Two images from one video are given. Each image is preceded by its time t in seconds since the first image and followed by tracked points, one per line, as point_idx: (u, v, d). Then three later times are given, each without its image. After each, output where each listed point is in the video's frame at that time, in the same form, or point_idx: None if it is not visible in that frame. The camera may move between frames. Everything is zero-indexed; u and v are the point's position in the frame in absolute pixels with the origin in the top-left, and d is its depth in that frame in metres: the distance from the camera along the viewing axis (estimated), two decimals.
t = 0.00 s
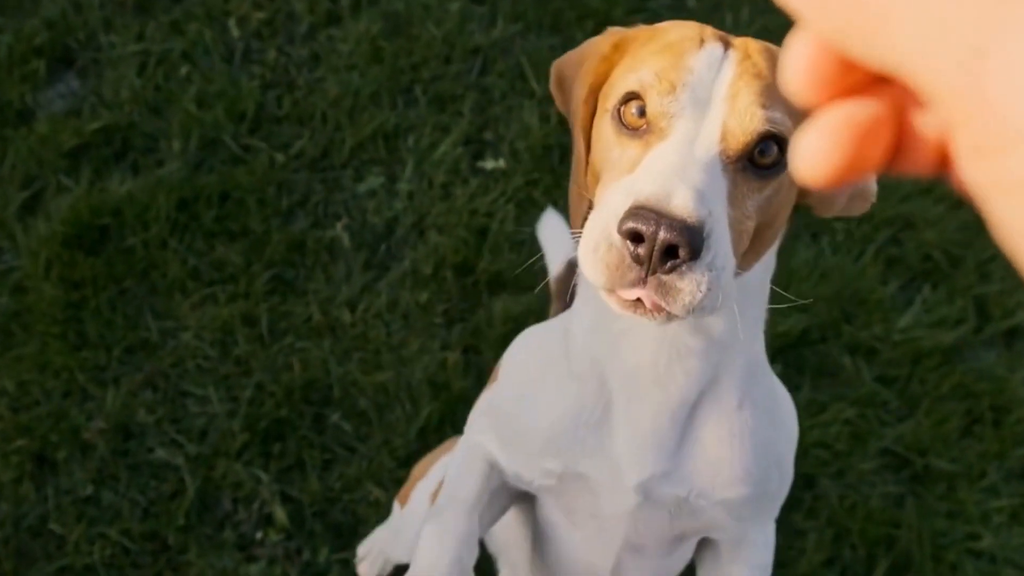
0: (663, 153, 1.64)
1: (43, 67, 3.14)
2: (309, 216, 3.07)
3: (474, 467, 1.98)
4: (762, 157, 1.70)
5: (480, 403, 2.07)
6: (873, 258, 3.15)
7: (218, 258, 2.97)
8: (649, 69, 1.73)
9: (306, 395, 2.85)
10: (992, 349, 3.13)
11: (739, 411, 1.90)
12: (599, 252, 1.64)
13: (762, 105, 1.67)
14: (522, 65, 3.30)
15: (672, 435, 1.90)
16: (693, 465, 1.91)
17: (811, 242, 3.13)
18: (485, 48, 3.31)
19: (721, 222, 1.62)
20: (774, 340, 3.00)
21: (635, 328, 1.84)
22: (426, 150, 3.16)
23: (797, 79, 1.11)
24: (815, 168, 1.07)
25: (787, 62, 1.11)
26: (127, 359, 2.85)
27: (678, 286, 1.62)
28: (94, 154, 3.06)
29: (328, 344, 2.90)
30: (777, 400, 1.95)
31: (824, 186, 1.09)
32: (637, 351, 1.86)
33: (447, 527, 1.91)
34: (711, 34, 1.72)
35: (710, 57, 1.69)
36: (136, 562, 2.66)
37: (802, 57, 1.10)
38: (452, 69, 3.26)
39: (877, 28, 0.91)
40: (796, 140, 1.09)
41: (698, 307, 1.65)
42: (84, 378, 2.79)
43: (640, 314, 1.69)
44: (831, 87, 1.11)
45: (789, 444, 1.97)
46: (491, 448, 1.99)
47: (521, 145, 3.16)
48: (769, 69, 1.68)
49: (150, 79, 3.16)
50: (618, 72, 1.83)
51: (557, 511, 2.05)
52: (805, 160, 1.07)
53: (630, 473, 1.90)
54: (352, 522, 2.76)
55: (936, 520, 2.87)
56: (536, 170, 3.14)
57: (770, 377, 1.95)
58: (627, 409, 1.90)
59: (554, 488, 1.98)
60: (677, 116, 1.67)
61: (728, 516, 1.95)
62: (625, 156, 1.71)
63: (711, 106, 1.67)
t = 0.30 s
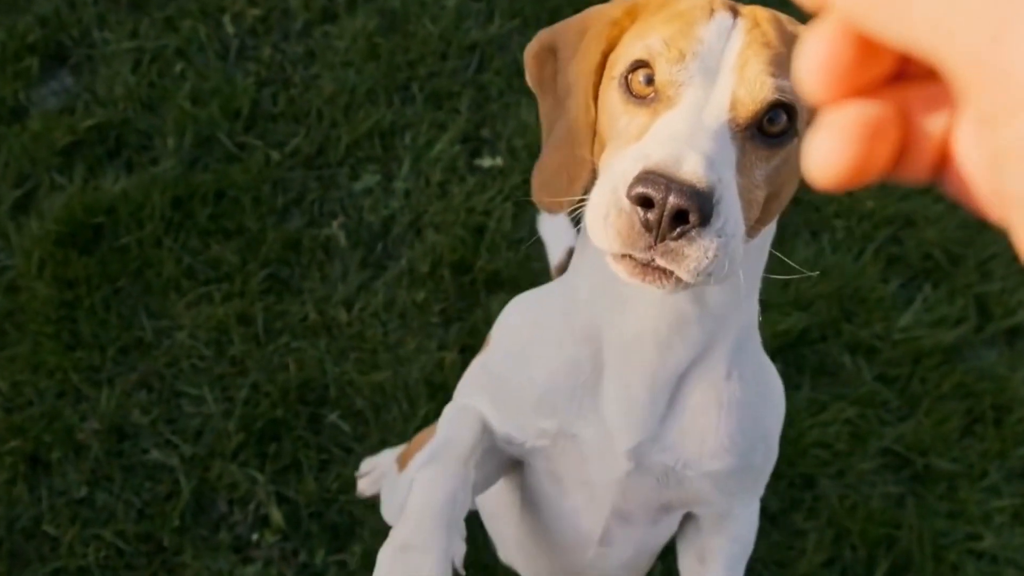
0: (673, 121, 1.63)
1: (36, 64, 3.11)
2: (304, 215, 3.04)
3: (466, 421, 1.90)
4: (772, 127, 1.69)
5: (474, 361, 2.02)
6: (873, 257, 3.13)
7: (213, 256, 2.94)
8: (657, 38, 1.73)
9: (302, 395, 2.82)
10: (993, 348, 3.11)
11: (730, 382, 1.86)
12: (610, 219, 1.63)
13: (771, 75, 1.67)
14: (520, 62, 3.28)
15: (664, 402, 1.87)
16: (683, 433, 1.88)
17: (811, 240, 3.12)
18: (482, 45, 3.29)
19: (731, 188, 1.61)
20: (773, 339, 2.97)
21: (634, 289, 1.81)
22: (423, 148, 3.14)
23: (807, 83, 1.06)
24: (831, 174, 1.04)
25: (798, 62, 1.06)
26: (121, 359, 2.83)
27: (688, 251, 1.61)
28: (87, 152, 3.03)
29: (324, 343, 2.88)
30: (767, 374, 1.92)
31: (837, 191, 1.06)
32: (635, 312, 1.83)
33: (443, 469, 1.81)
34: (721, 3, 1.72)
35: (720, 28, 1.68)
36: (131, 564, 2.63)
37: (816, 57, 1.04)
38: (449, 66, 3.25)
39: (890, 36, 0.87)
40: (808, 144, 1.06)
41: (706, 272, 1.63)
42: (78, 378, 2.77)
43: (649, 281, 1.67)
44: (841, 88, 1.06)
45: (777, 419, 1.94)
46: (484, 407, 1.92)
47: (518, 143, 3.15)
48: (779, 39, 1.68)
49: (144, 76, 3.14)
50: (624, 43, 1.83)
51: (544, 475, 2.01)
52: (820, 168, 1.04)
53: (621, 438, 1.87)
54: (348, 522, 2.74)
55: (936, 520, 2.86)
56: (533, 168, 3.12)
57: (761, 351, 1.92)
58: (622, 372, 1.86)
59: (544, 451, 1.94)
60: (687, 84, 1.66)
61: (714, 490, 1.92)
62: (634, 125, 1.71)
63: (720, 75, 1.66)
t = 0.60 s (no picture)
0: (673, 98, 1.61)
1: (30, 62, 3.08)
2: (301, 214, 3.02)
3: (455, 382, 1.95)
4: (772, 102, 1.67)
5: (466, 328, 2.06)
6: (875, 253, 3.11)
7: (210, 255, 2.91)
8: (657, 16, 1.70)
9: (299, 395, 2.80)
10: (997, 345, 3.08)
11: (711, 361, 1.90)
12: (612, 197, 1.62)
13: (771, 50, 1.64)
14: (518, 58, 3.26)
15: (647, 377, 1.89)
16: (664, 408, 1.91)
17: (813, 237, 3.09)
18: (480, 42, 3.26)
19: (731, 163, 1.60)
20: (775, 337, 2.95)
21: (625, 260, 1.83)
22: (421, 146, 3.11)
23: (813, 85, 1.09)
24: (841, 167, 1.08)
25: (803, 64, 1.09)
26: (117, 359, 2.80)
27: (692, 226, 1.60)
28: (82, 151, 3.00)
29: (322, 343, 2.85)
30: (748, 360, 1.96)
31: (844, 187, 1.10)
32: (622, 285, 1.85)
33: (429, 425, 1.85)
34: None
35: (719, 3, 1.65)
36: (127, 566, 2.60)
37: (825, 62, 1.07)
38: (447, 63, 3.22)
39: (905, 26, 0.92)
40: (818, 142, 1.09)
41: (708, 247, 1.62)
42: (74, 380, 2.74)
43: (654, 252, 1.65)
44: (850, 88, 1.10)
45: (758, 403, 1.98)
46: (474, 369, 1.96)
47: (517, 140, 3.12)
48: (778, 15, 1.65)
49: (139, 74, 3.11)
50: (626, 23, 1.81)
51: (527, 444, 2.03)
52: (831, 163, 1.08)
53: (602, 408, 1.89)
54: (346, 523, 2.72)
55: (939, 519, 2.84)
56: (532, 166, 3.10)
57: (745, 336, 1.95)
58: (607, 343, 1.88)
59: (528, 418, 1.96)
60: (686, 63, 1.63)
61: (690, 468, 1.95)
62: (635, 105, 1.69)
63: (720, 51, 1.64)
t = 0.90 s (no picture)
0: (669, 85, 1.58)
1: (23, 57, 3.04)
2: (298, 209, 2.99)
3: (441, 352, 1.90)
4: (765, 90, 1.65)
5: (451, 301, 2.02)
6: (876, 247, 3.08)
7: (205, 252, 2.89)
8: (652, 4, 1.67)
9: (296, 393, 2.78)
10: (1000, 339, 3.06)
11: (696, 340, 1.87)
12: (610, 178, 1.60)
13: (763, 38, 1.62)
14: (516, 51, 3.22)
15: (632, 351, 1.86)
16: (647, 386, 1.88)
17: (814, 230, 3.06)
18: (477, 35, 3.22)
19: (727, 147, 1.57)
20: (776, 331, 2.92)
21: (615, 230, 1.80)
22: (419, 140, 3.08)
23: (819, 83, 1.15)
24: (845, 163, 1.09)
25: (809, 60, 1.15)
26: (113, 356, 2.78)
27: (689, 209, 1.58)
28: (76, 147, 2.97)
29: (319, 339, 2.83)
30: (728, 341, 1.94)
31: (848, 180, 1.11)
32: (611, 256, 1.81)
33: (412, 391, 1.82)
34: None
35: None
36: (124, 565, 2.59)
37: (828, 57, 1.13)
38: (443, 57, 3.18)
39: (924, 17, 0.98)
40: (820, 136, 1.12)
41: (703, 228, 1.60)
42: (69, 378, 2.72)
43: (651, 234, 1.63)
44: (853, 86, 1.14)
45: (738, 386, 1.97)
46: (459, 340, 1.92)
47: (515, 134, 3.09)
48: (770, 3, 1.63)
49: (133, 69, 3.07)
50: (623, 12, 1.77)
51: (507, 419, 1.99)
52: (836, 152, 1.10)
53: (585, 382, 1.86)
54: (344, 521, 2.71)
55: (942, 515, 2.83)
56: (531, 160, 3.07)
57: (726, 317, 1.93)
58: (595, 314, 1.85)
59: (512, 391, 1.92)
60: (682, 49, 1.61)
61: (670, 447, 1.92)
62: (630, 93, 1.66)
63: (714, 39, 1.61)
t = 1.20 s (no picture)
0: (665, 73, 1.55)
1: (15, 51, 3.01)
2: (294, 204, 2.96)
3: (425, 341, 1.88)
4: (759, 76, 1.62)
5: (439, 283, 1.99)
6: (878, 239, 3.06)
7: (201, 247, 2.86)
8: None
9: (292, 389, 2.75)
10: (1003, 332, 3.03)
11: (680, 331, 1.84)
12: (607, 166, 1.56)
13: (756, 27, 1.59)
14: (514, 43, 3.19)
15: (613, 342, 1.83)
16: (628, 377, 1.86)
17: (814, 223, 3.05)
18: (474, 26, 3.19)
19: (721, 136, 1.54)
20: (777, 325, 2.90)
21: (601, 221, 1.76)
22: (415, 132, 3.05)
23: (809, 76, 1.04)
24: (843, 158, 1.01)
25: (797, 50, 1.03)
26: (108, 353, 2.75)
27: (686, 199, 1.55)
28: (69, 142, 2.94)
29: (316, 335, 2.81)
30: (712, 333, 1.91)
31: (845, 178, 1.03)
32: (594, 246, 1.78)
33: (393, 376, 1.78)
34: None
35: None
36: (120, 564, 2.57)
37: (820, 51, 1.02)
38: (440, 49, 3.16)
39: None
40: (815, 129, 1.03)
41: (701, 216, 1.57)
42: (63, 375, 2.69)
43: (647, 220, 1.60)
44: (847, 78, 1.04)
45: (719, 374, 1.94)
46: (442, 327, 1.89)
47: (513, 127, 3.06)
48: None
49: (126, 62, 3.04)
50: None
51: (489, 404, 1.97)
52: (834, 147, 1.01)
53: (564, 371, 1.84)
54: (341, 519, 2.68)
55: (945, 508, 2.80)
56: (528, 153, 3.05)
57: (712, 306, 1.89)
58: (577, 305, 1.82)
59: (494, 378, 1.90)
60: (676, 36, 1.57)
61: (649, 436, 1.90)
62: (625, 79, 1.61)
63: (708, 26, 1.58)
